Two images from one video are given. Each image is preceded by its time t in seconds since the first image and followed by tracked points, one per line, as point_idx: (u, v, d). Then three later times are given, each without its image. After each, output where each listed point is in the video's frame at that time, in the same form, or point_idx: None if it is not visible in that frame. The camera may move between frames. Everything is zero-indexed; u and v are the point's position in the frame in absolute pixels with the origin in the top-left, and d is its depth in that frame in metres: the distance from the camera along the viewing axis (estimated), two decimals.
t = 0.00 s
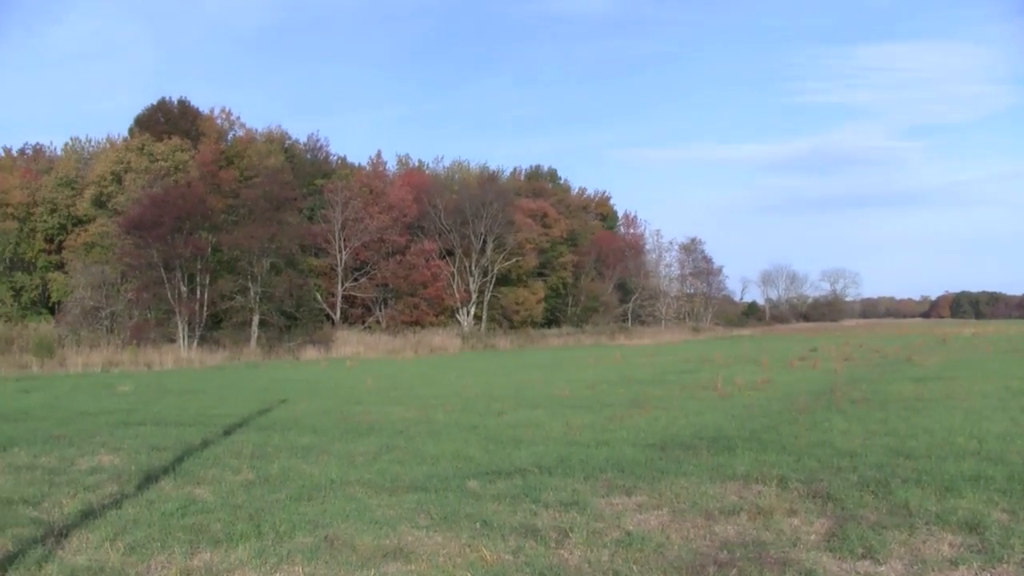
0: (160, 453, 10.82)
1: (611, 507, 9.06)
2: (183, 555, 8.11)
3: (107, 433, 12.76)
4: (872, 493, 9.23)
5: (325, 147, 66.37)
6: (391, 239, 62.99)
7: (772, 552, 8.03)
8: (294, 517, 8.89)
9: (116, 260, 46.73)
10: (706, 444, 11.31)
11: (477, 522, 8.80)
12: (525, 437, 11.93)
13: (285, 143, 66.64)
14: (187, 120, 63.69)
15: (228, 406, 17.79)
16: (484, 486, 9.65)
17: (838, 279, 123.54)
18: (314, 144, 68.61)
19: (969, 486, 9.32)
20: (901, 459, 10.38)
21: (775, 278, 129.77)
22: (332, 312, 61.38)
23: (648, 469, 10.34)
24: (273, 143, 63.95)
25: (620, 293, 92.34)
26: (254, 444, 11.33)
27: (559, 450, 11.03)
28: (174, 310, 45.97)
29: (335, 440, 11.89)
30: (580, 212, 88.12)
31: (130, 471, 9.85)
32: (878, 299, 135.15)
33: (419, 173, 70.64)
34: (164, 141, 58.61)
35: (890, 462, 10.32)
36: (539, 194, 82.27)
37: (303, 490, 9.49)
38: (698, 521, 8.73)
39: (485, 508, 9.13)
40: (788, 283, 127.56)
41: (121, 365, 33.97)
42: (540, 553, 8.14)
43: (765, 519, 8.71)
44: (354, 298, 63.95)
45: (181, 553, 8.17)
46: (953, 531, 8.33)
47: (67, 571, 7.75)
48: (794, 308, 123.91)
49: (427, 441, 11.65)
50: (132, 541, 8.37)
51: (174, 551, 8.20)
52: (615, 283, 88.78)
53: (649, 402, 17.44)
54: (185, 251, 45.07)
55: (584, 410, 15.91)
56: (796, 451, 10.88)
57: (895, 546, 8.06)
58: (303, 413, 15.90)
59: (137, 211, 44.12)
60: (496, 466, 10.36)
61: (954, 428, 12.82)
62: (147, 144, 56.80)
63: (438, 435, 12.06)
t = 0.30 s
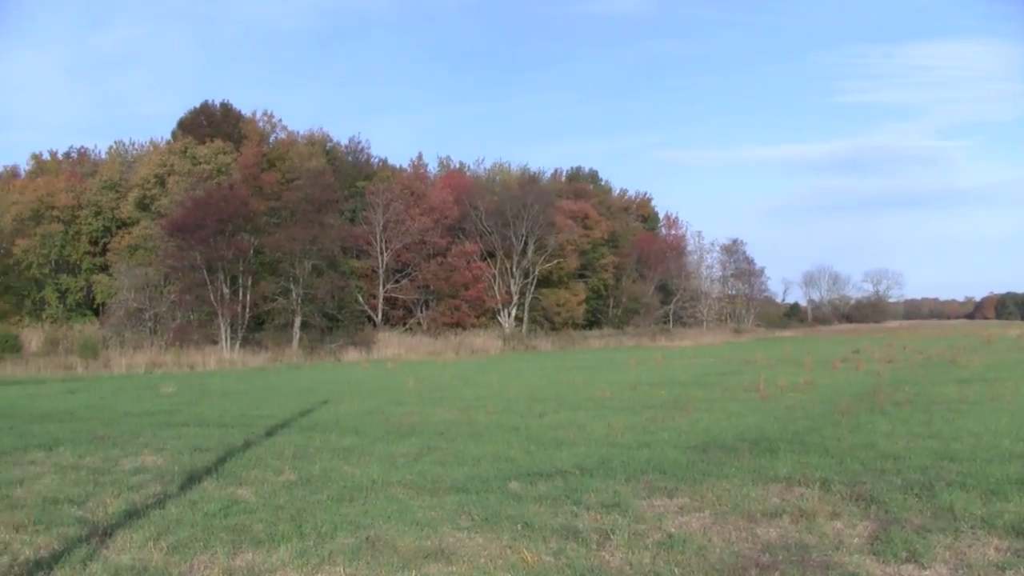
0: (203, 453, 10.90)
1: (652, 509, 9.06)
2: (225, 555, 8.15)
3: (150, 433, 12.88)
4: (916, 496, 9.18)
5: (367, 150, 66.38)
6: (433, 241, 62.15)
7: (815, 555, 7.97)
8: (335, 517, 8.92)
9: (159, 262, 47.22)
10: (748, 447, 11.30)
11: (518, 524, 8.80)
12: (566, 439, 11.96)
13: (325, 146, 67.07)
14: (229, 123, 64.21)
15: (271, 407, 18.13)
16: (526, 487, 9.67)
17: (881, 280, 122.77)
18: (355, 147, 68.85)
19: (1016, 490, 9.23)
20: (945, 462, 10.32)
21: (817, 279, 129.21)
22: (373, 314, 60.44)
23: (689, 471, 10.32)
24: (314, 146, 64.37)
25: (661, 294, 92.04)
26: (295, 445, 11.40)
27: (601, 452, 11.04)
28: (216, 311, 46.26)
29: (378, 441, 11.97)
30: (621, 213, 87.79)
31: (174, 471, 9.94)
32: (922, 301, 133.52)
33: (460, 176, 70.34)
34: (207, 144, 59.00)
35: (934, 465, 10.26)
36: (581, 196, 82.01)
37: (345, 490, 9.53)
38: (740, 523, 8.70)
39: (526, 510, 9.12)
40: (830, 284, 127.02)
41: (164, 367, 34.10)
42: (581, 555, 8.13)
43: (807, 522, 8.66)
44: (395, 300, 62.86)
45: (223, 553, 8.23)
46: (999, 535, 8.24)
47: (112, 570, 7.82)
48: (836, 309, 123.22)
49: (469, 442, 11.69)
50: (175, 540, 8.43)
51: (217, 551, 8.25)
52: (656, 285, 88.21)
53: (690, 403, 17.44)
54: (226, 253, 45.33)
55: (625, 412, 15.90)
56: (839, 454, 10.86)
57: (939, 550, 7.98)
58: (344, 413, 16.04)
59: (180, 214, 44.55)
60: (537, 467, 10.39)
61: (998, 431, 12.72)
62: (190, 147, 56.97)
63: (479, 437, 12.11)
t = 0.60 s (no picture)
0: (240, 452, 10.92)
1: (689, 510, 9.05)
2: (262, 554, 8.18)
3: (187, 432, 12.94)
4: (954, 500, 9.15)
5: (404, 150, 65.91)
6: (470, 242, 61.56)
7: (852, 558, 7.92)
8: (370, 517, 8.93)
9: (197, 262, 47.42)
10: (784, 449, 11.30)
11: (554, 525, 8.79)
12: (602, 440, 11.96)
13: (363, 146, 67.11)
14: (267, 123, 64.26)
15: (307, 406, 18.16)
16: (562, 489, 9.68)
17: (920, 282, 122.13)
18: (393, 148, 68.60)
19: None
20: (983, 467, 10.29)
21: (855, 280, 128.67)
22: (410, 314, 60.69)
23: (726, 473, 10.31)
24: (352, 146, 64.49)
25: (699, 296, 91.01)
26: (331, 445, 11.40)
27: (636, 454, 11.05)
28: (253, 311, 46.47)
29: (414, 441, 12.00)
30: (657, 215, 86.99)
31: (210, 470, 9.98)
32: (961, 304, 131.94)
33: (498, 176, 69.44)
34: (245, 145, 59.14)
35: (973, 468, 10.23)
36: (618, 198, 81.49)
37: (380, 490, 9.54)
38: (776, 527, 8.67)
39: (561, 511, 9.13)
40: (868, 286, 126.51)
41: (202, 367, 33.90)
42: (617, 557, 8.12)
43: (844, 525, 8.63)
44: (432, 301, 62.88)
45: (259, 552, 8.25)
46: None
47: (149, 569, 7.87)
48: (873, 312, 122.54)
49: (505, 442, 11.69)
50: (212, 539, 8.46)
51: (253, 550, 8.28)
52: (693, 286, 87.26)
53: (727, 405, 17.40)
54: (265, 253, 45.46)
55: (662, 414, 15.89)
56: (875, 458, 10.87)
57: (977, 555, 7.91)
58: (379, 413, 16.09)
59: (218, 214, 44.78)
60: (572, 468, 10.41)
61: None
62: (228, 148, 57.10)
63: (514, 438, 12.12)
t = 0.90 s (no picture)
0: (271, 452, 10.95)
1: (719, 512, 9.05)
2: (292, 554, 8.20)
3: (219, 431, 13.00)
4: (986, 502, 9.12)
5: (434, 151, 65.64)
6: (500, 242, 61.37)
7: (884, 559, 7.89)
8: (401, 517, 8.95)
9: (229, 262, 47.95)
10: (814, 449, 11.31)
11: (584, 525, 8.80)
12: (632, 440, 11.99)
13: (393, 147, 66.91)
14: (297, 124, 64.64)
15: (337, 406, 18.26)
16: (592, 489, 9.69)
17: (951, 283, 121.86)
18: (422, 148, 67.92)
19: None
20: (1018, 468, 10.25)
21: (886, 280, 128.54)
22: (439, 314, 60.63)
23: (756, 473, 10.31)
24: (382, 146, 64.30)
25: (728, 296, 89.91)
26: (361, 445, 11.43)
27: (666, 454, 11.06)
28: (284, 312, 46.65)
29: (445, 442, 12.02)
30: (688, 215, 85.73)
31: (241, 470, 10.01)
32: (995, 303, 130.67)
33: (527, 176, 69.31)
34: (274, 146, 59.42)
35: (1008, 470, 10.19)
36: (649, 198, 80.64)
37: (411, 491, 9.56)
38: (806, 527, 8.66)
39: (592, 511, 9.13)
40: (899, 286, 126.44)
41: (232, 366, 34.44)
42: (647, 557, 8.11)
43: (875, 526, 8.61)
44: (462, 300, 62.68)
45: (290, 551, 8.28)
46: None
47: (180, 568, 7.90)
48: (904, 312, 121.98)
49: (534, 443, 11.72)
50: (242, 539, 8.49)
51: (283, 550, 8.30)
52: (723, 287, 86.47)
53: (757, 406, 17.40)
54: (295, 253, 45.61)
55: (692, 413, 15.97)
56: (906, 458, 10.86)
57: (1010, 556, 7.85)
58: (410, 413, 16.13)
59: (250, 215, 45.01)
60: (603, 468, 10.42)
61: None
62: (258, 148, 57.27)
63: (545, 438, 12.13)
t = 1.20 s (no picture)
0: (297, 451, 10.97)
1: (745, 511, 9.03)
2: (319, 552, 8.24)
3: (244, 431, 13.01)
4: (1016, 502, 9.06)
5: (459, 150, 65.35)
6: (525, 241, 61.09)
7: (911, 558, 7.84)
8: (427, 516, 8.97)
9: (255, 262, 48.12)
10: (840, 449, 11.29)
11: (610, 524, 8.81)
12: (658, 440, 11.98)
13: (418, 146, 66.60)
14: (322, 125, 64.78)
15: (363, 406, 18.15)
16: (618, 488, 9.69)
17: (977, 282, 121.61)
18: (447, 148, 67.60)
19: None
20: None
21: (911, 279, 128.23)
22: (465, 314, 59.85)
23: (782, 473, 10.29)
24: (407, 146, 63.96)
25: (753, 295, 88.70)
26: (387, 444, 11.42)
27: (692, 453, 11.04)
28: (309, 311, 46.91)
29: (470, 441, 11.99)
30: (713, 214, 85.34)
31: (268, 469, 10.03)
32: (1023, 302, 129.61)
33: (551, 176, 69.20)
34: (300, 146, 59.82)
35: None
36: (673, 197, 80.35)
37: (437, 490, 9.58)
38: (833, 527, 8.64)
39: (617, 511, 9.13)
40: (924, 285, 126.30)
41: (258, 365, 34.42)
42: (673, 557, 8.10)
43: (902, 526, 8.58)
44: (487, 300, 62.13)
45: (317, 550, 8.32)
46: None
47: (208, 566, 7.95)
48: (930, 311, 121.31)
49: (560, 442, 11.72)
50: (269, 537, 8.52)
51: (311, 548, 8.33)
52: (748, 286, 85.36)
53: (783, 405, 17.32)
54: (320, 253, 46.06)
55: (718, 413, 15.91)
56: (934, 458, 10.83)
57: None
58: (435, 413, 16.09)
59: (275, 215, 45.25)
60: (628, 468, 10.42)
61: None
62: (283, 149, 57.82)
63: (571, 437, 12.12)
